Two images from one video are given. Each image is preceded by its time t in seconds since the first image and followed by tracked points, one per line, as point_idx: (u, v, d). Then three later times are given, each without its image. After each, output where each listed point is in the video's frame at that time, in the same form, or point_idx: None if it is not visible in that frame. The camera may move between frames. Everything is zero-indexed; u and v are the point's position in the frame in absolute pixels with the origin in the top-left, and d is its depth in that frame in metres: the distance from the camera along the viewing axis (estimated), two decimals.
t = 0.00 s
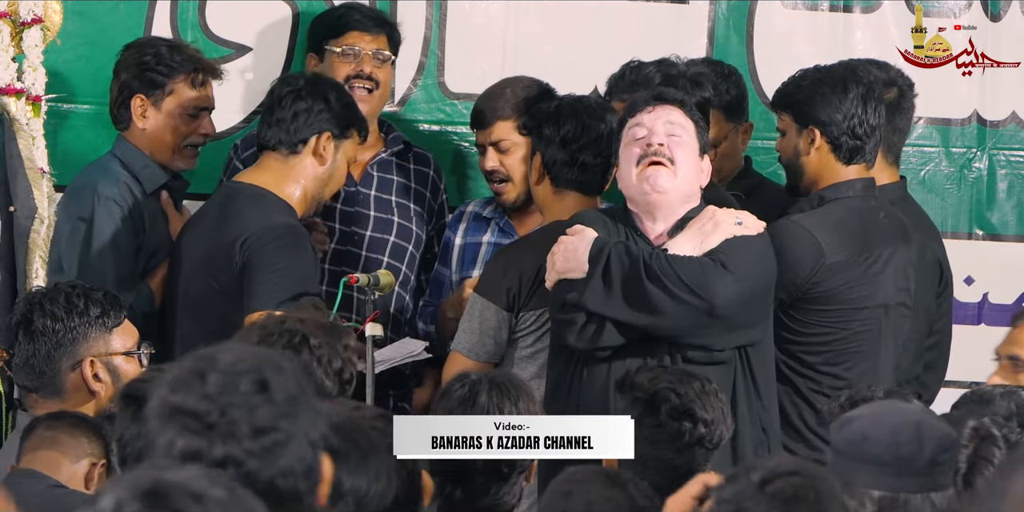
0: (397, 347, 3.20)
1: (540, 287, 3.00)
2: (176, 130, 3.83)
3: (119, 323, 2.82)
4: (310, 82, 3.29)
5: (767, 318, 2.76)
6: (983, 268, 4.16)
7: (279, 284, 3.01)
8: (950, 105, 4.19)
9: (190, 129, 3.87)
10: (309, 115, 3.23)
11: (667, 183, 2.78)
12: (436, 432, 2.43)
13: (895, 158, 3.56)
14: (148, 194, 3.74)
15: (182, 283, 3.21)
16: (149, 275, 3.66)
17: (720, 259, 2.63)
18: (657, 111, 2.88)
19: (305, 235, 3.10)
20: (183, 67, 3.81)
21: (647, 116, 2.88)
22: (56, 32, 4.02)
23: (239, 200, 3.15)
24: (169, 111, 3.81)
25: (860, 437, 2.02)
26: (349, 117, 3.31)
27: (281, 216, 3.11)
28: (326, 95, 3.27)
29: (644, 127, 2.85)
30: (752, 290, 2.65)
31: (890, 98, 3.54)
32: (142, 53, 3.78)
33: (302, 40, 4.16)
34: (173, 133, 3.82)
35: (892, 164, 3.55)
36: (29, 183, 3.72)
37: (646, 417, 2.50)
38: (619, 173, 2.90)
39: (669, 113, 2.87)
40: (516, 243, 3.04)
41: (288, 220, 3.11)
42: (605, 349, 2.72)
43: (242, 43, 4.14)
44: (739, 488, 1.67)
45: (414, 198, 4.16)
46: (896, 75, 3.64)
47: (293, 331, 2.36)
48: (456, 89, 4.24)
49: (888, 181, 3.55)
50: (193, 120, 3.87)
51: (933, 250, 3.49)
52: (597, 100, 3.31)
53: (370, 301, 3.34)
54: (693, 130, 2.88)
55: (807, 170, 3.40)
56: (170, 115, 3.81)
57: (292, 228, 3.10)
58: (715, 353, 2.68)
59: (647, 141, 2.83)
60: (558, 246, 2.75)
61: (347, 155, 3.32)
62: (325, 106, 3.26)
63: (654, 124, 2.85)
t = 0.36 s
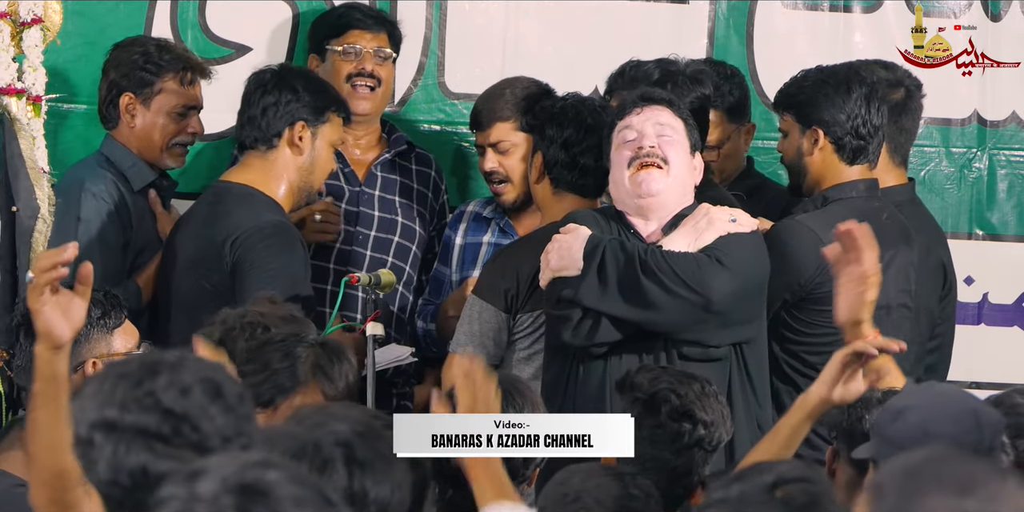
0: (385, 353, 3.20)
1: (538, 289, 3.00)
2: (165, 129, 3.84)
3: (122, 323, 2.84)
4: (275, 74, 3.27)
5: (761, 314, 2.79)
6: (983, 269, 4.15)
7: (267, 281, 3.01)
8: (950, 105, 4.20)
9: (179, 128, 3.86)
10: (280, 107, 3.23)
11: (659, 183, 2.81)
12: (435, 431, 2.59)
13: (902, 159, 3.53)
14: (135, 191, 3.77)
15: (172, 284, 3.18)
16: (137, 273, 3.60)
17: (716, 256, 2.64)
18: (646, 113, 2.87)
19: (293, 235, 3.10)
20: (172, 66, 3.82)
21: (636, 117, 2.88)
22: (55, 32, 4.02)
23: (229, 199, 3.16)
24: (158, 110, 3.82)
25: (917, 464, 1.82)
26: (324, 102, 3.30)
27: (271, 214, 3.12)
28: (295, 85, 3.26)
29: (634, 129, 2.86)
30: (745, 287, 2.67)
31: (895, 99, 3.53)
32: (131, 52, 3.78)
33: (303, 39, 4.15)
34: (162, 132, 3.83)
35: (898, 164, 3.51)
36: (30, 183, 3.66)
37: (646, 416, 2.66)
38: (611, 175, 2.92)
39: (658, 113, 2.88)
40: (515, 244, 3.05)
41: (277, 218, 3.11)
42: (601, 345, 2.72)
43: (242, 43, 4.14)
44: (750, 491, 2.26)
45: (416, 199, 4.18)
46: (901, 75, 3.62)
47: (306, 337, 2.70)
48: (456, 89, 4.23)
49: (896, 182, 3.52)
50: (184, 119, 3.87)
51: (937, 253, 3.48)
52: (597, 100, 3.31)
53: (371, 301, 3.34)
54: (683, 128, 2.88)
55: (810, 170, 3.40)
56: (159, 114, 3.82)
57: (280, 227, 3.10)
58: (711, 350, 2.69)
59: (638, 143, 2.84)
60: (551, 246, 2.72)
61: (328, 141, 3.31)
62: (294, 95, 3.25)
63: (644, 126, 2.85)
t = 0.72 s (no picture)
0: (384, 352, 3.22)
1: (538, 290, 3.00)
2: (167, 130, 3.85)
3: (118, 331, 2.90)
4: (255, 70, 3.28)
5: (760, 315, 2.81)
6: (983, 269, 4.15)
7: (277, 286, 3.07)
8: (949, 105, 4.19)
9: (179, 130, 3.88)
10: (264, 102, 3.24)
11: (658, 182, 2.80)
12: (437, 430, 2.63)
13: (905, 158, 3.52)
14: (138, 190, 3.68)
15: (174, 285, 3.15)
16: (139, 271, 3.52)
17: (717, 256, 2.65)
18: (646, 113, 2.87)
19: (287, 234, 3.15)
20: (172, 66, 3.82)
21: (637, 117, 2.88)
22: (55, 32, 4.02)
23: (222, 201, 3.16)
24: (161, 110, 3.83)
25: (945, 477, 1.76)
26: (307, 91, 3.31)
27: (266, 215, 3.14)
28: (276, 77, 3.27)
29: (634, 129, 2.85)
30: (745, 288, 2.67)
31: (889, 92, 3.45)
32: (131, 54, 3.79)
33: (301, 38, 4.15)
34: (163, 133, 3.84)
35: (900, 163, 3.51)
36: (30, 183, 3.69)
37: (643, 418, 2.64)
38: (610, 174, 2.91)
39: (655, 111, 2.88)
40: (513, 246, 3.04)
41: (271, 217, 3.14)
42: (600, 343, 2.71)
43: (242, 44, 4.14)
44: None
45: (414, 197, 4.22)
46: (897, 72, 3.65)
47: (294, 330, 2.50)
48: (456, 89, 4.23)
49: (899, 181, 3.52)
50: (184, 119, 3.89)
51: (940, 253, 3.48)
52: (596, 100, 3.31)
53: (374, 300, 3.36)
54: (682, 126, 2.89)
55: (814, 171, 3.41)
56: (161, 115, 3.83)
57: (274, 229, 3.13)
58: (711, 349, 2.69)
59: (638, 144, 2.84)
60: (551, 244, 2.73)
61: (315, 129, 3.32)
62: (276, 88, 3.26)
63: (643, 125, 2.85)
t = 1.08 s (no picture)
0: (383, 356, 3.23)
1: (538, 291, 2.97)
2: (178, 137, 3.81)
3: (118, 325, 2.85)
4: (262, 72, 3.28)
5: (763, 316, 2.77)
6: (984, 269, 4.16)
7: (271, 287, 3.02)
8: (950, 105, 4.19)
9: (192, 137, 3.83)
10: (267, 104, 3.23)
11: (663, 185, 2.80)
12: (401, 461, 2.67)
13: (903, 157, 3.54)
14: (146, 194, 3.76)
15: (173, 283, 3.18)
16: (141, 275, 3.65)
17: (718, 258, 2.63)
18: (650, 114, 2.88)
19: (286, 234, 3.11)
20: (187, 75, 3.79)
21: (641, 118, 2.89)
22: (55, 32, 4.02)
23: (221, 200, 3.14)
24: (172, 117, 3.80)
25: (937, 449, 1.77)
26: (313, 95, 3.30)
27: (262, 214, 3.12)
28: (281, 81, 3.27)
29: (637, 130, 2.86)
30: (746, 290, 2.65)
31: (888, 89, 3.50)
32: (146, 59, 3.76)
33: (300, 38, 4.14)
34: (175, 140, 3.80)
35: (898, 161, 3.53)
36: (27, 183, 3.70)
37: (638, 419, 2.35)
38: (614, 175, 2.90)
39: (660, 114, 2.88)
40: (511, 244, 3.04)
41: (267, 218, 3.12)
42: (600, 343, 2.72)
43: (242, 43, 4.14)
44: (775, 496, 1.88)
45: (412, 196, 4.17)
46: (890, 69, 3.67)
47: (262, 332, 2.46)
48: (456, 89, 4.23)
49: (898, 179, 3.54)
50: (198, 128, 3.84)
51: (941, 249, 3.48)
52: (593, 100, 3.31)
53: (371, 300, 3.33)
54: (687, 129, 2.88)
55: (812, 169, 3.40)
56: (173, 122, 3.80)
57: (274, 229, 3.10)
58: (711, 350, 2.69)
59: (642, 146, 2.83)
60: (556, 241, 2.74)
61: (320, 135, 3.30)
62: (281, 92, 3.26)
63: (648, 126, 2.86)
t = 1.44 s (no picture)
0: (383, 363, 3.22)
1: (536, 287, 2.99)
2: (180, 136, 3.80)
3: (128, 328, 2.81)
4: (260, 74, 3.28)
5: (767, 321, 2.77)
6: (984, 269, 4.17)
7: (267, 289, 3.00)
8: (950, 105, 4.19)
9: (194, 136, 3.82)
10: (267, 104, 3.22)
11: (670, 190, 2.79)
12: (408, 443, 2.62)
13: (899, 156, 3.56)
14: (148, 195, 3.74)
15: (173, 285, 3.16)
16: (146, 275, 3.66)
17: (723, 267, 2.62)
18: (659, 117, 2.86)
19: (283, 237, 3.10)
20: (190, 74, 3.79)
21: (649, 122, 2.87)
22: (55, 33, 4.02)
23: (221, 200, 3.14)
24: (174, 117, 3.79)
25: (870, 436, 1.96)
26: (312, 94, 3.28)
27: (262, 216, 3.11)
28: (279, 81, 3.26)
29: (646, 133, 2.84)
30: (753, 295, 2.64)
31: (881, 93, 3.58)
32: (150, 58, 3.77)
33: (302, 38, 4.14)
34: (177, 138, 3.80)
35: (893, 160, 3.53)
36: (25, 184, 3.67)
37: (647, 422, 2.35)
38: (620, 177, 2.89)
39: (667, 117, 2.86)
40: (513, 245, 3.03)
41: (265, 219, 3.11)
42: (603, 347, 2.72)
43: (242, 43, 4.13)
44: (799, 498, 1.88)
45: (414, 199, 4.17)
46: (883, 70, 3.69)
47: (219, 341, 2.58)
48: (456, 89, 4.22)
49: (893, 178, 3.54)
50: (200, 127, 3.84)
51: (939, 244, 3.49)
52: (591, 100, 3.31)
53: (371, 301, 3.32)
54: (694, 132, 2.86)
55: (808, 169, 3.40)
56: (175, 121, 3.79)
57: (274, 231, 3.09)
58: (714, 355, 2.68)
59: (650, 149, 2.82)
60: (560, 243, 2.74)
61: (320, 134, 3.30)
62: (280, 92, 3.25)
63: (656, 131, 2.84)
